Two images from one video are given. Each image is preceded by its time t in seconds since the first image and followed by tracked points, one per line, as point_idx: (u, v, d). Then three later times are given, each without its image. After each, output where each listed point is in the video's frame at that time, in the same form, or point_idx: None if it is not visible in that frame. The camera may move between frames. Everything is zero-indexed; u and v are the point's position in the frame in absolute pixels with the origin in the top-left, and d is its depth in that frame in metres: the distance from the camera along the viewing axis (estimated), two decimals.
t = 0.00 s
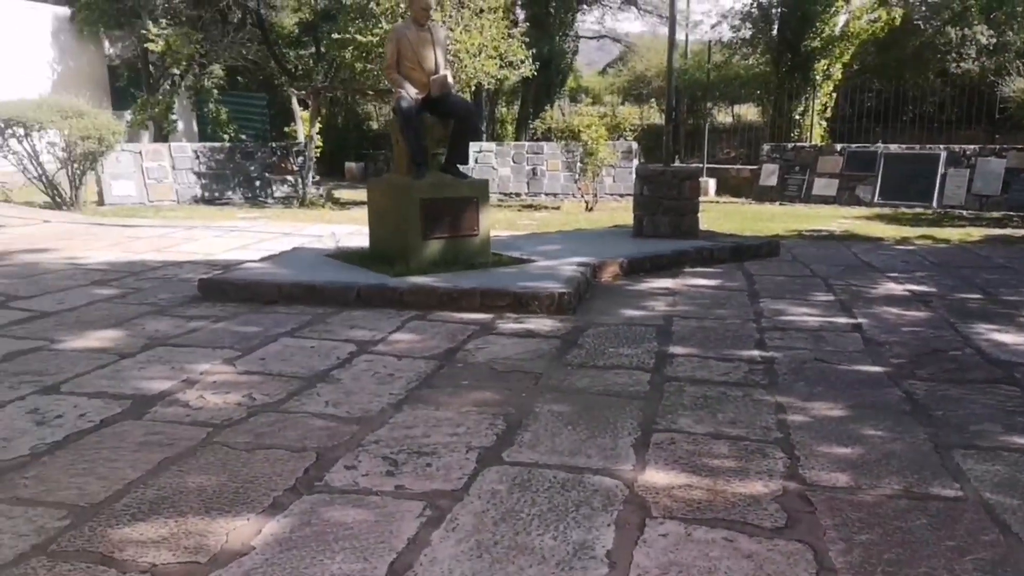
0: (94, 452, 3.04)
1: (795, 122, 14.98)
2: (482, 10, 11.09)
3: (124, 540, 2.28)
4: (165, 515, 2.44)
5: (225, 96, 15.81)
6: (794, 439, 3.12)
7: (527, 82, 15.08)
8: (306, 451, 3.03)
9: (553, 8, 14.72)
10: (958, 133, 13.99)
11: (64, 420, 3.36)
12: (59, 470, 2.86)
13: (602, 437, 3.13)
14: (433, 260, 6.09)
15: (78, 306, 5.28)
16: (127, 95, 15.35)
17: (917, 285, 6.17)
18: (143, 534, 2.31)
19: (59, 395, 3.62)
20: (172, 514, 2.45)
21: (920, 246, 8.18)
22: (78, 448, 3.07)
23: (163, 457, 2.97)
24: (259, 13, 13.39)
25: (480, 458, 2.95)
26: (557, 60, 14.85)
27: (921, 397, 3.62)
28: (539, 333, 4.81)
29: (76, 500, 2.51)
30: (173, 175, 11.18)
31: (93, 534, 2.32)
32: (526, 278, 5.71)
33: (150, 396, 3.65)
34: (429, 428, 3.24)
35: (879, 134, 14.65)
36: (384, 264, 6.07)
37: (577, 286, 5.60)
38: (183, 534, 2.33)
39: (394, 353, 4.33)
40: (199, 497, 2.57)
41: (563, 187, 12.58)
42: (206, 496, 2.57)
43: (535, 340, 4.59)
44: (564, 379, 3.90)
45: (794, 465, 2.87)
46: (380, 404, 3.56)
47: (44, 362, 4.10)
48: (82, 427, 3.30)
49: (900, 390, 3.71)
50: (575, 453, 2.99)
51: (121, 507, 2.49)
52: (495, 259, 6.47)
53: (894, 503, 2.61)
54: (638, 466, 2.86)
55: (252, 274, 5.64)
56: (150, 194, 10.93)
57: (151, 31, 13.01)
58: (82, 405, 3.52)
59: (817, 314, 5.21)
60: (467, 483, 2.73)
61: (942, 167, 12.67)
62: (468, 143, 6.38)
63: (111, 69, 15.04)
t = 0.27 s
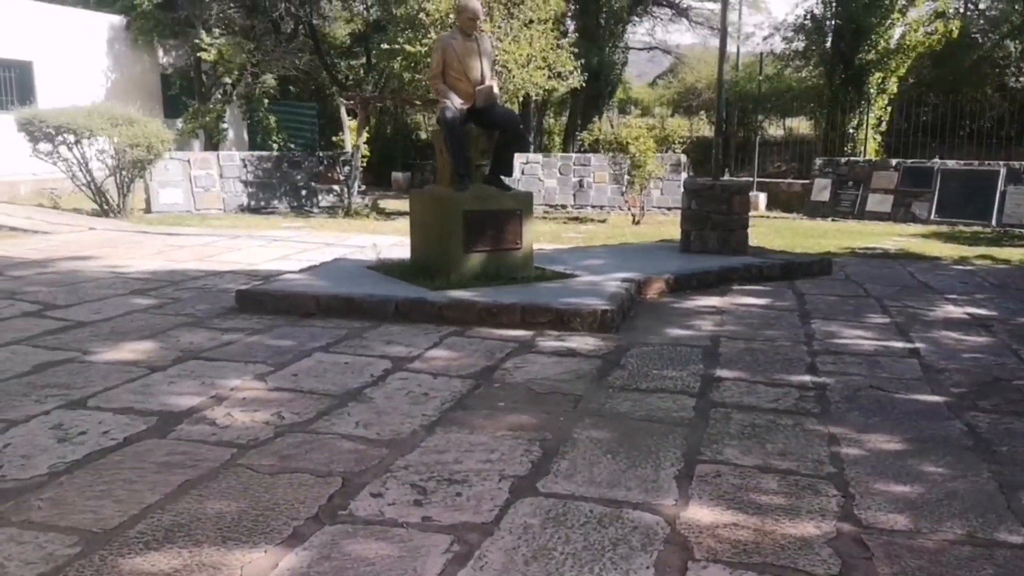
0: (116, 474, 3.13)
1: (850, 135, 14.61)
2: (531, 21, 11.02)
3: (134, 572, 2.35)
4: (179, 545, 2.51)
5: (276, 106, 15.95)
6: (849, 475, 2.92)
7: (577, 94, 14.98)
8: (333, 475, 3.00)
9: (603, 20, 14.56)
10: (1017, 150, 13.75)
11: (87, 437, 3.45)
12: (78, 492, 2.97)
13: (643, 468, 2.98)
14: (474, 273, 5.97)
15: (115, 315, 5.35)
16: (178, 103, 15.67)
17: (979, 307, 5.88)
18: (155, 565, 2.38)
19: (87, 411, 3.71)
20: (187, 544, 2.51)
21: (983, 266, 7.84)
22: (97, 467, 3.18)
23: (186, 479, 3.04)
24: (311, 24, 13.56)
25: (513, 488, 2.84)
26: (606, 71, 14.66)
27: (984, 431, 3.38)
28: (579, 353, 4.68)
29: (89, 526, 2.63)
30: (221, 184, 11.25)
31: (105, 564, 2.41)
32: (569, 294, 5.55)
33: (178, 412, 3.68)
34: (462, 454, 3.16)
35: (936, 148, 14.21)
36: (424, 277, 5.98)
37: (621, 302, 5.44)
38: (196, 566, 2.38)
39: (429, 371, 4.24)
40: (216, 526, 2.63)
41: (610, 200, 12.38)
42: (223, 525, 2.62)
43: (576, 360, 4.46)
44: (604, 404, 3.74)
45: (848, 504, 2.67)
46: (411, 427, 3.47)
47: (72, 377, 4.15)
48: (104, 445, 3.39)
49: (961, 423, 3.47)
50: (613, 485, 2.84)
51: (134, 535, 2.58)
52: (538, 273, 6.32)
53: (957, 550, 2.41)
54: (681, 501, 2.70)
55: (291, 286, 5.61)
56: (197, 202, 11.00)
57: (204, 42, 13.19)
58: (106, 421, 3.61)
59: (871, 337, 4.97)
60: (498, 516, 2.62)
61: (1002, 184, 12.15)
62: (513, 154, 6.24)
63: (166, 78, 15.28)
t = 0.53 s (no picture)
0: (111, 494, 2.98)
1: (874, 148, 14.46)
2: (552, 30, 10.92)
3: None
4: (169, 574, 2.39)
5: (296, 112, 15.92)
6: (877, 507, 2.76)
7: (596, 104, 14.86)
8: (332, 499, 2.87)
9: (625, 29, 14.43)
10: None
11: (84, 453, 3.32)
12: (70, 512, 2.83)
13: (658, 496, 2.83)
14: (488, 284, 5.85)
15: (125, 322, 5.22)
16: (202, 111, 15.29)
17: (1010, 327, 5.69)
18: None
19: (86, 425, 3.57)
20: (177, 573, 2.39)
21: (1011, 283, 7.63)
22: (92, 485, 3.04)
23: (181, 501, 2.91)
24: (333, 34, 13.21)
25: (521, 515, 2.70)
26: (627, 80, 14.50)
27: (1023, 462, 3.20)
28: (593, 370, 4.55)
29: (78, 551, 2.52)
30: (239, 191, 11.18)
31: None
32: (585, 308, 5.44)
33: (178, 427, 3.55)
34: (468, 477, 3.03)
35: (963, 161, 14.26)
36: (436, 288, 5.87)
37: (638, 317, 5.31)
38: None
39: (438, 387, 4.11)
40: (209, 553, 2.50)
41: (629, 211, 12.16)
42: (216, 552, 2.50)
43: (590, 379, 4.35)
44: (618, 426, 3.61)
45: (877, 541, 2.51)
46: (417, 447, 3.35)
47: (76, 387, 4.01)
48: (102, 462, 3.25)
49: (997, 452, 3.29)
50: (626, 515, 2.70)
51: (122, 561, 2.46)
52: (552, 286, 6.20)
53: None
54: (698, 534, 2.55)
55: (301, 295, 5.51)
56: (215, 208, 10.93)
57: (226, 49, 13.18)
58: (107, 434, 3.47)
59: (899, 358, 4.79)
60: (504, 546, 2.49)
61: None
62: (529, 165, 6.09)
63: (190, 85, 15.00)
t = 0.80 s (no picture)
0: (97, 510, 2.84)
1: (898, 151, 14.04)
2: (569, 36, 10.80)
3: None
4: None
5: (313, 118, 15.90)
6: (902, 535, 2.60)
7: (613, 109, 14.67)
8: (323, 518, 2.75)
9: (644, 34, 14.28)
10: None
11: (76, 464, 3.16)
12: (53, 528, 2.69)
13: (665, 519, 2.69)
14: (497, 291, 5.78)
15: (131, 329, 5.11)
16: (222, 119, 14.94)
17: None
18: None
19: (81, 434, 3.40)
20: None
21: None
22: (80, 499, 2.90)
23: (167, 517, 2.77)
24: (353, 42, 13.19)
25: (520, 538, 2.57)
26: (645, 86, 14.35)
27: None
28: (603, 383, 4.41)
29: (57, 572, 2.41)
30: (254, 197, 11.12)
31: None
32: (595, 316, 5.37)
33: (173, 438, 3.41)
34: (466, 496, 2.90)
35: (991, 165, 13.85)
36: (445, 295, 5.80)
37: (649, 325, 5.23)
38: None
39: (441, 400, 4.00)
40: None
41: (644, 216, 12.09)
42: None
43: (598, 391, 4.27)
44: (626, 442, 3.50)
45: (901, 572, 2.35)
46: (416, 462, 3.23)
47: (75, 396, 3.85)
48: (93, 474, 3.09)
49: None
50: (632, 539, 2.55)
51: None
52: (563, 292, 6.10)
53: None
54: (708, 562, 2.40)
55: (308, 302, 5.44)
56: (231, 214, 10.85)
57: (244, 56, 13.15)
58: (100, 446, 3.30)
59: (924, 370, 4.61)
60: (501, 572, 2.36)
61: None
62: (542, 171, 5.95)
63: (212, 93, 14.67)
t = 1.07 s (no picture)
0: (82, 529, 2.68)
1: (929, 154, 13.83)
2: (587, 39, 10.66)
3: None
4: None
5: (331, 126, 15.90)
6: (934, 563, 2.43)
7: (632, 113, 14.48)
8: (315, 539, 2.60)
9: (664, 38, 14.11)
10: None
11: (65, 479, 3.00)
12: (33, 549, 2.54)
13: (677, 544, 2.54)
14: (509, 299, 5.67)
15: (136, 338, 5.00)
16: (241, 127, 14.91)
17: None
18: None
19: (73, 449, 3.24)
20: None
21: None
22: (65, 517, 2.74)
23: (153, 538, 2.61)
24: (371, 49, 13.05)
25: (520, 564, 2.42)
26: (665, 89, 14.19)
27: None
28: (617, 396, 4.25)
29: None
30: (270, 205, 11.11)
31: None
32: (609, 325, 5.22)
33: (167, 452, 3.26)
34: (466, 517, 2.77)
35: None
36: (456, 304, 5.70)
37: (666, 334, 5.07)
38: None
39: (446, 413, 3.88)
40: None
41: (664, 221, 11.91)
42: None
43: (611, 404, 4.13)
44: (637, 459, 3.37)
45: None
46: (416, 480, 3.10)
47: (72, 408, 3.70)
48: (82, 490, 2.93)
49: None
50: (642, 565, 2.41)
51: None
52: (577, 300, 5.96)
53: None
54: None
55: (316, 311, 5.34)
56: (246, 222, 10.84)
57: (263, 64, 13.17)
58: (92, 460, 3.16)
59: (957, 382, 4.40)
60: None
61: None
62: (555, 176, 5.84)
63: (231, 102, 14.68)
